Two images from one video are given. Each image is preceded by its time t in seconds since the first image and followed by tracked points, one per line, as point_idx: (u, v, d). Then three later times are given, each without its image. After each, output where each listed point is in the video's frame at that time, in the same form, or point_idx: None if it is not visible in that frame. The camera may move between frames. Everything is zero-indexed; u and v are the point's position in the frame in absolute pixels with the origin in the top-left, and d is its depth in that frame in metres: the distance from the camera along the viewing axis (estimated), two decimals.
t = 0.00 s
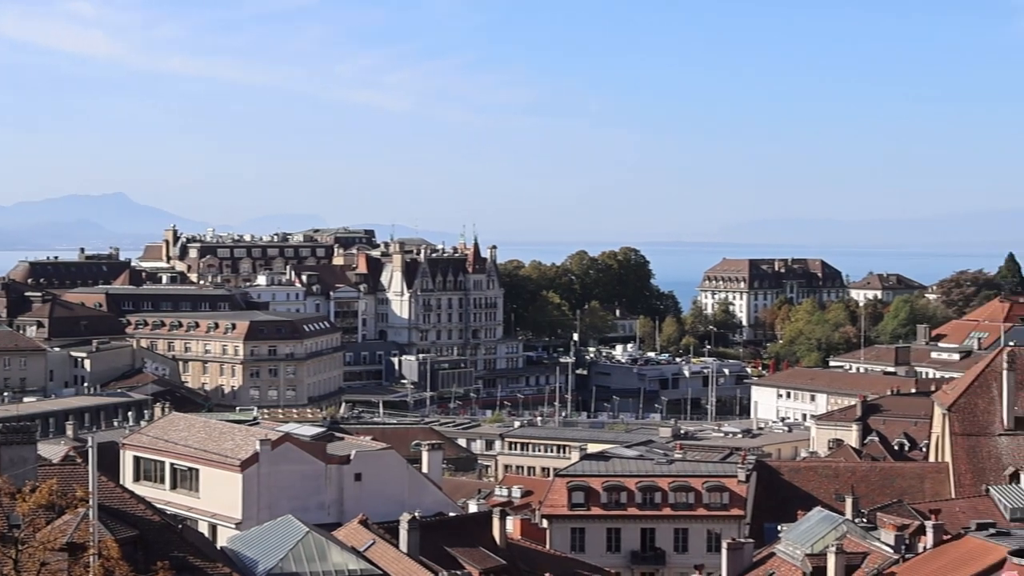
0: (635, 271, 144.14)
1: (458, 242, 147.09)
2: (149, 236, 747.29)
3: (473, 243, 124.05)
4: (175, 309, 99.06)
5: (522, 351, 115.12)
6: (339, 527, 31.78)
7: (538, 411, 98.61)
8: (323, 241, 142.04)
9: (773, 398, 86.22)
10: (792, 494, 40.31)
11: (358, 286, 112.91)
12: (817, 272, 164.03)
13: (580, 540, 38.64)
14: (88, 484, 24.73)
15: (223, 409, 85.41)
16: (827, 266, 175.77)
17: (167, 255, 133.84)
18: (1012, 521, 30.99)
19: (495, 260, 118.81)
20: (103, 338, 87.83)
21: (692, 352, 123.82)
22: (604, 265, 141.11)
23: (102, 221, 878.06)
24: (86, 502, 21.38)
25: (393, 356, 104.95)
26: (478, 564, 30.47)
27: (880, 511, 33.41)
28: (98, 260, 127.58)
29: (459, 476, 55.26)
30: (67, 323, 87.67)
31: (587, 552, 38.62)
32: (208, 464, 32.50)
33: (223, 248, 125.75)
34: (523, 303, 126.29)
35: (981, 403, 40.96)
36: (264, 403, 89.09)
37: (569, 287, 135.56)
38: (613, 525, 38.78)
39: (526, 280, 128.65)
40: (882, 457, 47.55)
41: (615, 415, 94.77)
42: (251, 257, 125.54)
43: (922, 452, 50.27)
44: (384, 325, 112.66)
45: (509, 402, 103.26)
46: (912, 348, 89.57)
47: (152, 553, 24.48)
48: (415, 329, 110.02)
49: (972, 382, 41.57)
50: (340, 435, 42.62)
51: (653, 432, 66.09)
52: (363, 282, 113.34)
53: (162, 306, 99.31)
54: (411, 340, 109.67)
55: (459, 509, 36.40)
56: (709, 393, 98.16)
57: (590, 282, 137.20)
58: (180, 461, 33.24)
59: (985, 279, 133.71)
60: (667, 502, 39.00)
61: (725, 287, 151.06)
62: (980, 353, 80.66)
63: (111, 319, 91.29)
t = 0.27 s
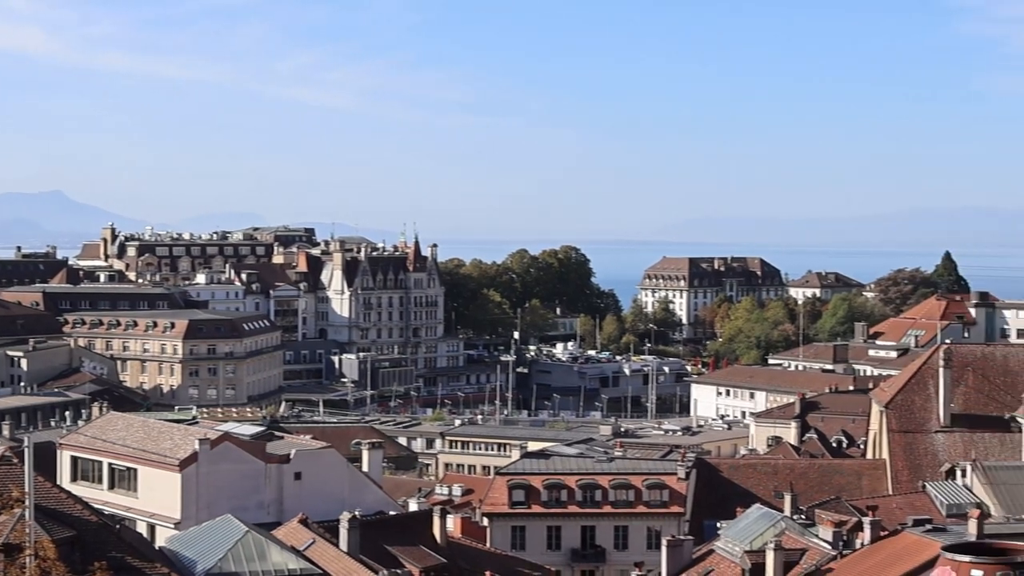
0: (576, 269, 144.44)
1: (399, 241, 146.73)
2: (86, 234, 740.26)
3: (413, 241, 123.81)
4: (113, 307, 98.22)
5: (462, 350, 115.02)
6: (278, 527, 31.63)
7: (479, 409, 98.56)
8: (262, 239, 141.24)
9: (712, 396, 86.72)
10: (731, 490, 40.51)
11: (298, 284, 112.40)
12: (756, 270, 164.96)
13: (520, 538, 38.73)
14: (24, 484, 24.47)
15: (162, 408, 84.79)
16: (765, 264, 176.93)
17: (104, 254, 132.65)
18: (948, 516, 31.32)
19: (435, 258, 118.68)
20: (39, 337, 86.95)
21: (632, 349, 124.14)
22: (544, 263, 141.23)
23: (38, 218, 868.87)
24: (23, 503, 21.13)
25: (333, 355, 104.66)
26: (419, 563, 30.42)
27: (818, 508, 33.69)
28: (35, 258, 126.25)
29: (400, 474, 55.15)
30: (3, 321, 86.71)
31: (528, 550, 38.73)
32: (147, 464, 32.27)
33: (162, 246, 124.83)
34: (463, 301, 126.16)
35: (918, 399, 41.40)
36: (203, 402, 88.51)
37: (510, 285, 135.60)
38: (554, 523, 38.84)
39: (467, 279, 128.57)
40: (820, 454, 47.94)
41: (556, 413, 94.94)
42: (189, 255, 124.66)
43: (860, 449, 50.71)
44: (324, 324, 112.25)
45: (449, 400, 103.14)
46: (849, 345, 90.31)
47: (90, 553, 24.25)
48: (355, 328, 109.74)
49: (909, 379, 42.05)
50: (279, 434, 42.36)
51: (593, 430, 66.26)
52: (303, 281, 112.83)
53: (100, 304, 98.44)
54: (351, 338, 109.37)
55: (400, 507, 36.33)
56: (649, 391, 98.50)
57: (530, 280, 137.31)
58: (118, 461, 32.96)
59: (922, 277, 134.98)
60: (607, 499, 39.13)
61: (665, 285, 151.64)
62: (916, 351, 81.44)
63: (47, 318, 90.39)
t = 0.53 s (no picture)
0: (515, 264, 144.53)
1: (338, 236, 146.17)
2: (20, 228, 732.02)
3: (352, 236, 123.40)
4: (48, 303, 97.20)
5: (401, 345, 114.75)
6: (216, 523, 31.44)
7: (418, 404, 98.47)
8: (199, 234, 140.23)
9: (650, 390, 87.14)
10: (668, 484, 40.68)
11: (236, 279, 111.71)
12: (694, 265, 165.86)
13: (459, 533, 38.74)
14: None
15: (98, 404, 84.04)
16: (703, 259, 177.81)
17: (39, 248, 131.24)
18: (883, 509, 31.65)
19: (374, 254, 118.49)
20: None
21: (571, 344, 124.49)
22: (483, 258, 141.20)
23: None
24: None
25: (271, 351, 104.26)
26: (357, 558, 30.36)
27: (755, 502, 33.94)
28: None
29: (339, 470, 54.98)
30: None
31: (466, 545, 38.74)
32: (82, 460, 31.99)
33: (98, 241, 123.68)
34: (402, 296, 125.85)
35: (855, 393, 41.74)
36: (139, 398, 87.79)
37: (449, 280, 135.53)
38: (493, 518, 38.87)
39: (406, 274, 128.32)
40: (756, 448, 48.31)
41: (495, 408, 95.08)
42: (126, 250, 123.64)
43: (797, 443, 51.11)
44: (262, 319, 111.62)
45: (389, 395, 102.90)
46: (786, 340, 91.01)
47: (25, 550, 24.00)
48: (293, 323, 109.26)
49: (845, 373, 42.36)
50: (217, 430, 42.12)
51: (532, 425, 66.38)
52: (241, 276, 112.14)
53: (35, 300, 97.41)
54: (289, 333, 108.90)
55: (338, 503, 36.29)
56: (588, 385, 98.77)
57: (469, 275, 137.24)
58: (53, 458, 32.65)
59: (858, 272, 136.17)
60: (546, 494, 39.29)
61: (604, 280, 152.13)
62: (852, 345, 82.18)
63: None
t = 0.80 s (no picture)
0: (449, 255, 144.49)
1: (271, 227, 145.35)
2: None
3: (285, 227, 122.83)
4: None
5: (335, 336, 114.36)
6: (147, 516, 31.18)
7: (352, 395, 98.21)
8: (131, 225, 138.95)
9: (585, 380, 87.42)
10: (601, 475, 40.77)
11: (168, 270, 110.92)
12: (628, 257, 166.47)
13: (393, 524, 38.59)
14: None
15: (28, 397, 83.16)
16: (637, 250, 178.51)
17: None
18: (815, 499, 31.71)
19: (307, 245, 118.05)
20: None
21: (505, 335, 124.59)
22: (417, 250, 141.07)
23: None
24: None
25: (204, 342, 103.58)
26: (290, 551, 30.19)
27: (688, 491, 34.12)
28: None
29: (273, 461, 54.74)
30: None
31: (400, 536, 38.56)
32: (13, 453, 31.74)
33: (27, 232, 122.26)
34: (336, 288, 125.42)
35: (786, 383, 42.08)
36: (70, 390, 86.89)
37: (383, 271, 135.19)
38: (427, 509, 38.76)
39: (340, 265, 127.89)
40: (689, 438, 48.55)
41: (430, 399, 94.97)
42: (56, 241, 122.34)
43: (729, 433, 51.49)
44: (195, 310, 110.88)
45: (323, 386, 102.54)
46: (719, 330, 91.56)
47: None
48: (226, 315, 108.64)
49: (778, 363, 42.66)
50: (148, 422, 41.85)
51: (467, 416, 66.40)
52: (174, 267, 111.26)
53: None
54: (222, 325, 108.31)
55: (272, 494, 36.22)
56: (522, 376, 98.96)
57: (403, 266, 137.04)
58: None
59: (790, 263, 137.35)
60: (481, 485, 39.28)
61: (538, 271, 152.33)
62: (785, 336, 82.81)
63: None
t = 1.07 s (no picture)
0: (379, 246, 144.23)
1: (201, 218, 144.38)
2: None
3: (214, 217, 122.04)
4: None
5: (264, 327, 113.75)
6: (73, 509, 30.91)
7: (282, 387, 97.80)
8: (57, 216, 137.46)
9: (514, 371, 87.52)
10: (533, 466, 39.99)
11: (96, 262, 109.76)
12: (558, 248, 166.68)
13: (323, 516, 38.61)
14: None
15: None
16: (568, 242, 179.03)
17: None
18: (743, 488, 32.12)
19: (236, 236, 117.34)
20: None
21: (435, 327, 124.34)
22: (347, 241, 140.65)
23: None
24: None
25: (131, 334, 102.69)
26: (219, 543, 30.02)
27: (617, 482, 34.19)
28: None
29: (201, 454, 54.39)
30: None
31: (330, 528, 38.62)
32: None
33: None
34: (266, 279, 124.73)
35: (714, 374, 42.26)
36: None
37: (313, 263, 134.55)
38: (358, 501, 38.85)
39: (269, 256, 127.25)
40: (620, 429, 48.65)
41: (360, 390, 94.69)
42: None
43: (659, 424, 51.75)
44: (123, 302, 109.95)
45: (252, 377, 102.05)
46: (649, 321, 91.93)
47: None
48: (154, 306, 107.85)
49: (706, 354, 42.87)
50: (74, 415, 41.51)
51: (397, 407, 66.31)
52: (101, 259, 110.05)
53: None
54: (150, 317, 107.50)
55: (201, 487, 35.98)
56: (452, 367, 98.96)
57: (333, 258, 136.61)
58: None
59: (719, 254, 138.26)
60: (410, 476, 39.48)
61: (468, 263, 152.17)
62: (713, 326, 83.28)
63: None
